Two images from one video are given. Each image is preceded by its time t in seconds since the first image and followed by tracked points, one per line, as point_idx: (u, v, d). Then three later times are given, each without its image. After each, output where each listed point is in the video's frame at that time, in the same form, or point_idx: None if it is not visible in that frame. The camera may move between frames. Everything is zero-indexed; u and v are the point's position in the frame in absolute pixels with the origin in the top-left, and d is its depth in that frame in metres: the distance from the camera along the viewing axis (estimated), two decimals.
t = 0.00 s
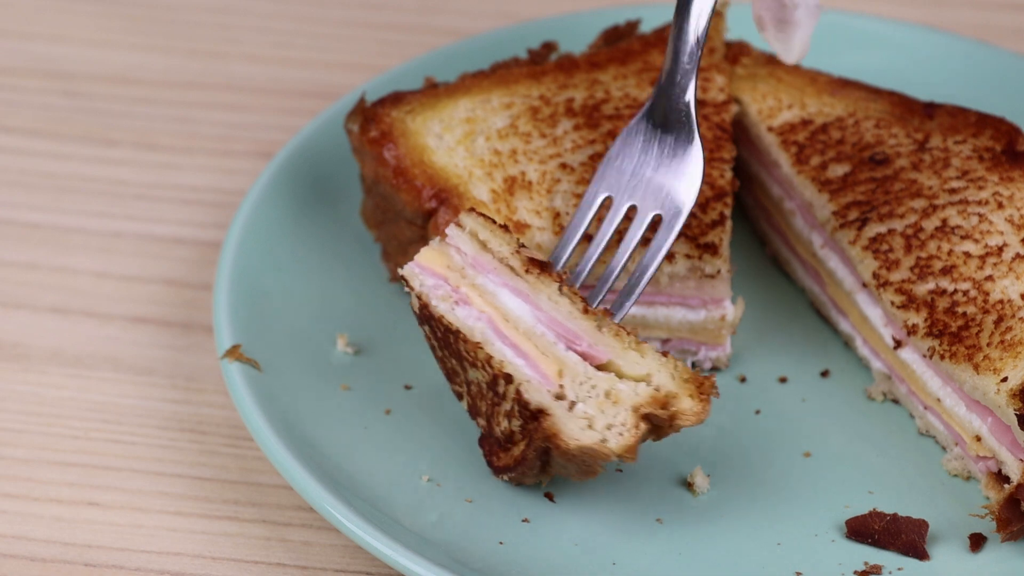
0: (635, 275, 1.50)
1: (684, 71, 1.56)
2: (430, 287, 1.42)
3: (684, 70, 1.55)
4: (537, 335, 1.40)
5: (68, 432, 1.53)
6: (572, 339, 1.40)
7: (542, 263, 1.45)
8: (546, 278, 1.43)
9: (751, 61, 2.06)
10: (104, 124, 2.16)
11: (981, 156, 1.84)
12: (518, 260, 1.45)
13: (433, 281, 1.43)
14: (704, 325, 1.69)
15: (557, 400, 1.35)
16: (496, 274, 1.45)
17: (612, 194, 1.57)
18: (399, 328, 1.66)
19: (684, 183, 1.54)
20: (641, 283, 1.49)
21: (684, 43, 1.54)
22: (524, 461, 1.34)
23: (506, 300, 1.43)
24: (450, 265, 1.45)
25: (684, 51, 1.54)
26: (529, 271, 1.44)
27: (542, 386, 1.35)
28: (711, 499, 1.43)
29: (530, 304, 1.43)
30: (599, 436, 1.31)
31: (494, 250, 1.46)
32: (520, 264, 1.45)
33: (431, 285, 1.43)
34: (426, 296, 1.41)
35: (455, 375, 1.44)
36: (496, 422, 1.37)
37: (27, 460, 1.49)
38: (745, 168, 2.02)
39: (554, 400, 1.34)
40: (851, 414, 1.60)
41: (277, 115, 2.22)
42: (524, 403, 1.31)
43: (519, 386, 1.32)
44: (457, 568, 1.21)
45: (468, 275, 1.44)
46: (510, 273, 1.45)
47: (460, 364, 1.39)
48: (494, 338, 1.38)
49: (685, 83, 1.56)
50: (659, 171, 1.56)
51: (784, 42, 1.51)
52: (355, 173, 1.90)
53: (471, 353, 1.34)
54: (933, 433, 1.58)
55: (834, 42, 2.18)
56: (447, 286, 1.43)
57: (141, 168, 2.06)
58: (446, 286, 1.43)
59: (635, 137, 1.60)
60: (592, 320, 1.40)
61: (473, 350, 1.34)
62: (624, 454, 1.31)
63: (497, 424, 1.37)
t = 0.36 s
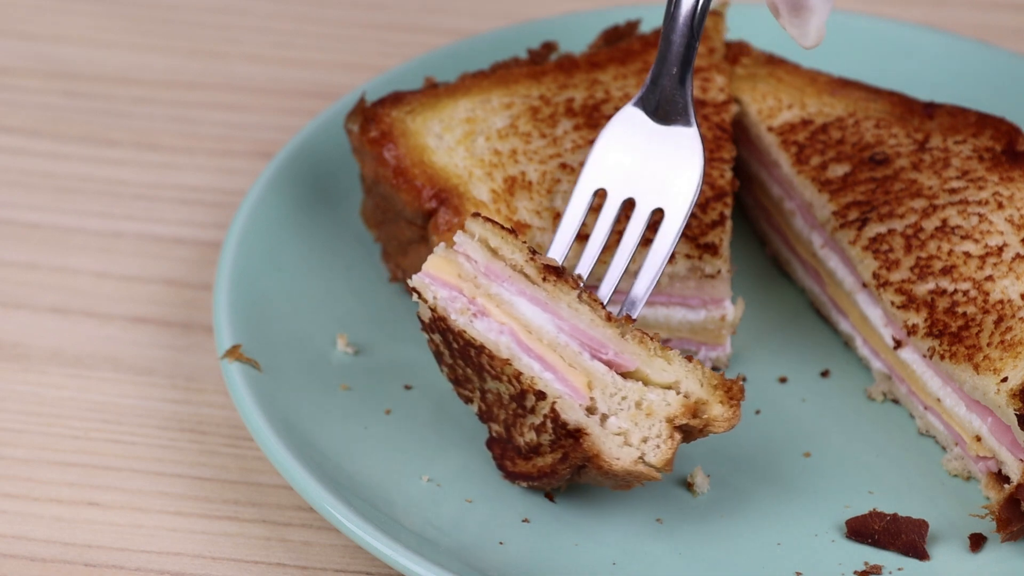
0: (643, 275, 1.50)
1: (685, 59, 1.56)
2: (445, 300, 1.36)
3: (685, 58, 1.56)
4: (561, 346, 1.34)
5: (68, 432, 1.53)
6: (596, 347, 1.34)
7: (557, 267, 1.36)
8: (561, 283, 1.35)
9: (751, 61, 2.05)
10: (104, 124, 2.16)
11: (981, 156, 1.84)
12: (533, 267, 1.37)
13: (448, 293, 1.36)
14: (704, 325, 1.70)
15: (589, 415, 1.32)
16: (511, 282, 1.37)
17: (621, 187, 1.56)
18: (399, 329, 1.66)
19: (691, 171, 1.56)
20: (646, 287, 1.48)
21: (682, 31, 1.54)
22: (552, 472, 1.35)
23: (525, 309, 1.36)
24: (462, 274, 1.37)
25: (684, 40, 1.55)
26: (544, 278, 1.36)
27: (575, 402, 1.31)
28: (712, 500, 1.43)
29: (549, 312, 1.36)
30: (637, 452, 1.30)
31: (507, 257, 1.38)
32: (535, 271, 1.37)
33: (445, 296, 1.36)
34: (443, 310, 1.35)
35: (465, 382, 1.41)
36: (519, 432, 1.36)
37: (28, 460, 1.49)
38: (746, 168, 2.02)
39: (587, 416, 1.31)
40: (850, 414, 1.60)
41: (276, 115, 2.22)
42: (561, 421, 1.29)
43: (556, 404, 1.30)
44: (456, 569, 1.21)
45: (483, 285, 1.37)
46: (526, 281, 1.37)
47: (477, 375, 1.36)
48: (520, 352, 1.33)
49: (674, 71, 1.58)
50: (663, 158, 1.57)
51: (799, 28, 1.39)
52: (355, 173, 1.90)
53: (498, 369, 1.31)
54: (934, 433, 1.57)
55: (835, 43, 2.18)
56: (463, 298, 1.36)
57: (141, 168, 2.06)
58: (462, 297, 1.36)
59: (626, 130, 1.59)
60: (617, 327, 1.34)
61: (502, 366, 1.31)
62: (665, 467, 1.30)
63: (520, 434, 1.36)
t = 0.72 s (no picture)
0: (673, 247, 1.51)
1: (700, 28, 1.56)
2: (485, 284, 1.37)
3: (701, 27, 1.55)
4: (604, 324, 1.36)
5: (68, 432, 1.53)
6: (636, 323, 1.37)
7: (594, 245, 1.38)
8: (599, 261, 1.37)
9: (751, 61, 2.05)
10: (104, 124, 2.16)
11: (981, 156, 1.84)
12: (570, 246, 1.38)
13: (487, 278, 1.38)
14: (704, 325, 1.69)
15: (637, 391, 1.35)
16: (550, 262, 1.39)
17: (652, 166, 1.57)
18: (399, 329, 1.66)
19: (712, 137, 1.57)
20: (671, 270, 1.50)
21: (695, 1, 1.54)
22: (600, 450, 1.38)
23: (565, 289, 1.38)
24: (500, 258, 1.39)
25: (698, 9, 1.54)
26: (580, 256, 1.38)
27: (623, 380, 1.34)
28: (712, 499, 1.43)
29: (589, 291, 1.37)
30: (689, 427, 1.34)
31: (543, 237, 1.39)
32: (573, 250, 1.38)
33: (482, 280, 1.37)
34: (483, 295, 1.36)
35: (502, 363, 1.44)
36: (563, 411, 1.40)
37: (27, 460, 1.49)
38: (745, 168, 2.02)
39: (636, 393, 1.34)
40: (850, 414, 1.60)
41: (276, 115, 2.22)
42: (612, 402, 1.32)
43: (605, 383, 1.33)
44: (457, 568, 1.21)
45: (521, 267, 1.39)
46: (564, 261, 1.38)
47: (517, 356, 1.39)
48: (564, 333, 1.36)
49: (692, 42, 1.57)
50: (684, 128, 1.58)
51: None
52: (355, 173, 1.90)
53: (544, 351, 1.34)
54: (933, 433, 1.58)
55: (835, 43, 2.18)
56: (502, 281, 1.38)
57: (141, 168, 2.06)
58: (501, 281, 1.38)
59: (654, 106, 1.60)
60: (658, 302, 1.37)
61: (549, 349, 1.34)
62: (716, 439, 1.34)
63: (563, 413, 1.40)
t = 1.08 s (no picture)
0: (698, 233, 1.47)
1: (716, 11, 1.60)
2: (492, 275, 1.40)
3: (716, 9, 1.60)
4: (605, 305, 1.36)
5: (67, 432, 1.53)
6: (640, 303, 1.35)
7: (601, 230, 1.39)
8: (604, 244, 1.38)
9: (751, 61, 2.05)
10: (104, 124, 2.16)
11: (981, 156, 1.84)
12: (577, 232, 1.39)
13: (495, 269, 1.41)
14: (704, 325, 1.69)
15: (632, 368, 1.31)
16: (558, 250, 1.40)
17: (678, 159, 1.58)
18: (399, 329, 1.66)
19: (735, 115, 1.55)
20: (692, 262, 1.46)
21: None
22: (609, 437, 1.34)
23: (570, 275, 1.39)
24: (510, 250, 1.42)
25: None
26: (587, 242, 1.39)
27: (615, 358, 1.32)
28: (712, 499, 1.43)
29: (593, 275, 1.38)
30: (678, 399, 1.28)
31: (553, 226, 1.40)
32: (579, 236, 1.39)
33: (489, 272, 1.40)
34: (489, 285, 1.39)
35: (537, 358, 1.46)
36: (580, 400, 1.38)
37: (27, 460, 1.49)
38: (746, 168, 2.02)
39: (628, 370, 1.31)
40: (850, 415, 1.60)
41: (276, 115, 2.22)
42: (597, 376, 1.29)
43: (593, 360, 1.30)
44: (458, 567, 1.21)
45: (529, 257, 1.41)
46: (570, 247, 1.39)
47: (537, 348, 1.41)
48: (563, 317, 1.35)
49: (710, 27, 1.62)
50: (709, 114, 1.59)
51: None
52: (354, 173, 1.90)
53: (543, 335, 1.34)
54: (933, 433, 1.57)
55: (835, 44, 2.18)
56: (509, 271, 1.40)
57: (141, 168, 2.06)
58: (509, 271, 1.40)
59: (682, 97, 1.64)
60: (658, 280, 1.35)
61: (544, 331, 1.34)
62: (707, 412, 1.27)
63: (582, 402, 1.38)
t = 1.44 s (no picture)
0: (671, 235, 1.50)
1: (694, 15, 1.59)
2: (467, 280, 1.38)
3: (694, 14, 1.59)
4: (586, 314, 1.36)
5: (67, 432, 1.53)
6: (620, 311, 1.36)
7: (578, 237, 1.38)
8: (581, 250, 1.37)
9: (751, 61, 2.05)
10: (104, 124, 2.16)
11: (981, 156, 1.84)
12: (553, 239, 1.38)
13: (470, 274, 1.39)
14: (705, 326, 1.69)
15: (617, 379, 1.32)
16: (534, 256, 1.39)
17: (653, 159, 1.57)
18: (399, 329, 1.66)
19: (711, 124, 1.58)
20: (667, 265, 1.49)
21: None
22: (590, 445, 1.36)
23: (548, 282, 1.38)
24: (484, 255, 1.40)
25: None
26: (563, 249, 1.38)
27: (601, 368, 1.32)
28: (712, 499, 1.43)
29: (571, 282, 1.37)
30: (667, 412, 1.29)
31: (527, 231, 1.39)
32: (556, 242, 1.38)
33: (466, 277, 1.38)
34: (465, 291, 1.37)
35: (504, 362, 1.46)
36: (556, 406, 1.39)
37: (27, 460, 1.48)
38: (745, 168, 2.02)
39: (614, 381, 1.32)
40: (849, 415, 1.60)
41: (276, 115, 2.22)
42: (587, 389, 1.30)
43: (580, 371, 1.32)
44: (457, 567, 1.21)
45: (504, 263, 1.39)
46: (547, 254, 1.39)
47: (509, 353, 1.40)
48: (543, 324, 1.35)
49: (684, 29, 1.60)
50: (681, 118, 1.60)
51: None
52: (355, 173, 1.90)
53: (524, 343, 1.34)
54: (933, 433, 1.57)
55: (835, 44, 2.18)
56: (485, 277, 1.39)
57: (141, 168, 2.06)
58: (484, 277, 1.39)
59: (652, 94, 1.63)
60: (640, 290, 1.35)
61: (525, 339, 1.33)
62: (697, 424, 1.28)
63: (556, 408, 1.39)
